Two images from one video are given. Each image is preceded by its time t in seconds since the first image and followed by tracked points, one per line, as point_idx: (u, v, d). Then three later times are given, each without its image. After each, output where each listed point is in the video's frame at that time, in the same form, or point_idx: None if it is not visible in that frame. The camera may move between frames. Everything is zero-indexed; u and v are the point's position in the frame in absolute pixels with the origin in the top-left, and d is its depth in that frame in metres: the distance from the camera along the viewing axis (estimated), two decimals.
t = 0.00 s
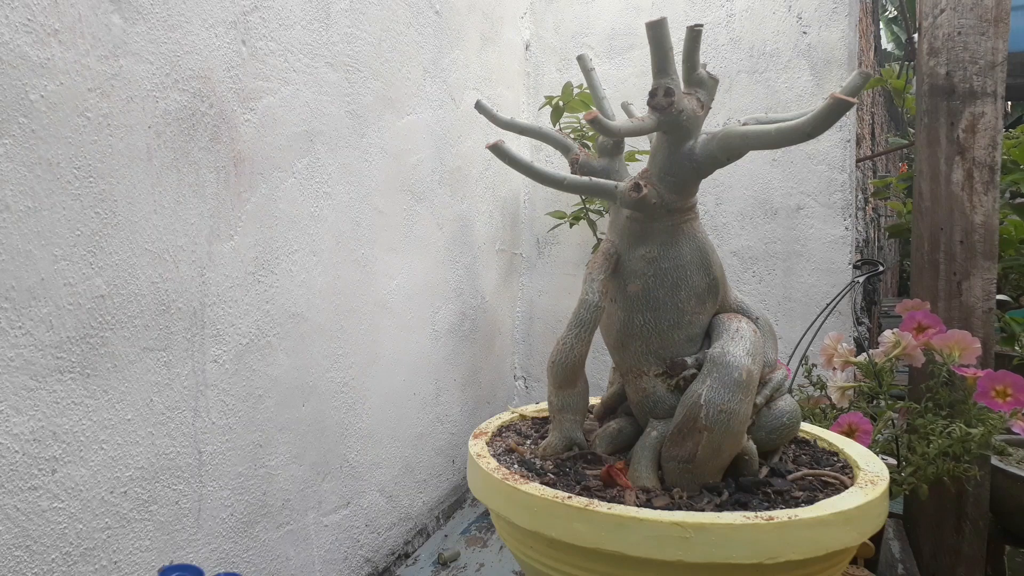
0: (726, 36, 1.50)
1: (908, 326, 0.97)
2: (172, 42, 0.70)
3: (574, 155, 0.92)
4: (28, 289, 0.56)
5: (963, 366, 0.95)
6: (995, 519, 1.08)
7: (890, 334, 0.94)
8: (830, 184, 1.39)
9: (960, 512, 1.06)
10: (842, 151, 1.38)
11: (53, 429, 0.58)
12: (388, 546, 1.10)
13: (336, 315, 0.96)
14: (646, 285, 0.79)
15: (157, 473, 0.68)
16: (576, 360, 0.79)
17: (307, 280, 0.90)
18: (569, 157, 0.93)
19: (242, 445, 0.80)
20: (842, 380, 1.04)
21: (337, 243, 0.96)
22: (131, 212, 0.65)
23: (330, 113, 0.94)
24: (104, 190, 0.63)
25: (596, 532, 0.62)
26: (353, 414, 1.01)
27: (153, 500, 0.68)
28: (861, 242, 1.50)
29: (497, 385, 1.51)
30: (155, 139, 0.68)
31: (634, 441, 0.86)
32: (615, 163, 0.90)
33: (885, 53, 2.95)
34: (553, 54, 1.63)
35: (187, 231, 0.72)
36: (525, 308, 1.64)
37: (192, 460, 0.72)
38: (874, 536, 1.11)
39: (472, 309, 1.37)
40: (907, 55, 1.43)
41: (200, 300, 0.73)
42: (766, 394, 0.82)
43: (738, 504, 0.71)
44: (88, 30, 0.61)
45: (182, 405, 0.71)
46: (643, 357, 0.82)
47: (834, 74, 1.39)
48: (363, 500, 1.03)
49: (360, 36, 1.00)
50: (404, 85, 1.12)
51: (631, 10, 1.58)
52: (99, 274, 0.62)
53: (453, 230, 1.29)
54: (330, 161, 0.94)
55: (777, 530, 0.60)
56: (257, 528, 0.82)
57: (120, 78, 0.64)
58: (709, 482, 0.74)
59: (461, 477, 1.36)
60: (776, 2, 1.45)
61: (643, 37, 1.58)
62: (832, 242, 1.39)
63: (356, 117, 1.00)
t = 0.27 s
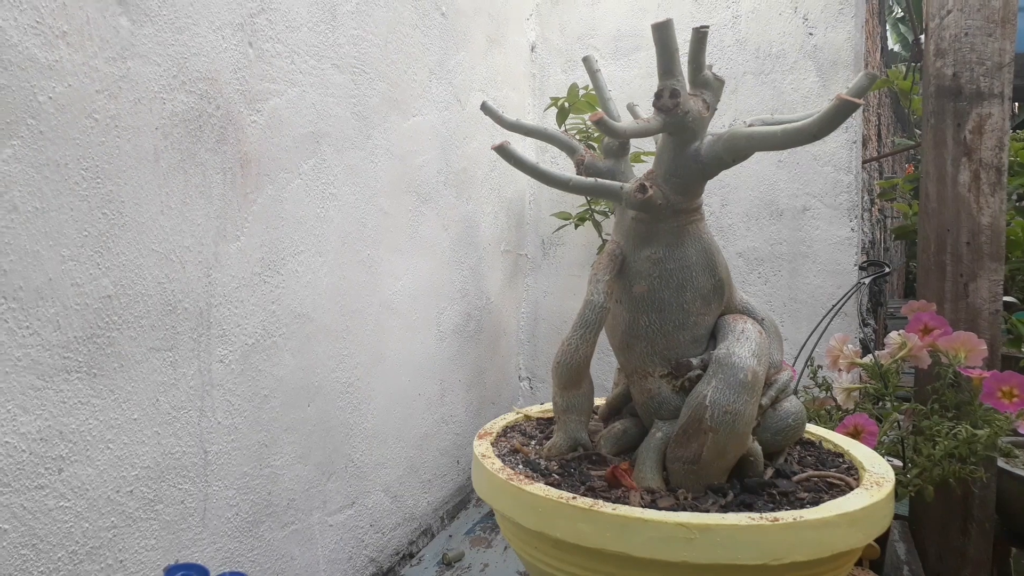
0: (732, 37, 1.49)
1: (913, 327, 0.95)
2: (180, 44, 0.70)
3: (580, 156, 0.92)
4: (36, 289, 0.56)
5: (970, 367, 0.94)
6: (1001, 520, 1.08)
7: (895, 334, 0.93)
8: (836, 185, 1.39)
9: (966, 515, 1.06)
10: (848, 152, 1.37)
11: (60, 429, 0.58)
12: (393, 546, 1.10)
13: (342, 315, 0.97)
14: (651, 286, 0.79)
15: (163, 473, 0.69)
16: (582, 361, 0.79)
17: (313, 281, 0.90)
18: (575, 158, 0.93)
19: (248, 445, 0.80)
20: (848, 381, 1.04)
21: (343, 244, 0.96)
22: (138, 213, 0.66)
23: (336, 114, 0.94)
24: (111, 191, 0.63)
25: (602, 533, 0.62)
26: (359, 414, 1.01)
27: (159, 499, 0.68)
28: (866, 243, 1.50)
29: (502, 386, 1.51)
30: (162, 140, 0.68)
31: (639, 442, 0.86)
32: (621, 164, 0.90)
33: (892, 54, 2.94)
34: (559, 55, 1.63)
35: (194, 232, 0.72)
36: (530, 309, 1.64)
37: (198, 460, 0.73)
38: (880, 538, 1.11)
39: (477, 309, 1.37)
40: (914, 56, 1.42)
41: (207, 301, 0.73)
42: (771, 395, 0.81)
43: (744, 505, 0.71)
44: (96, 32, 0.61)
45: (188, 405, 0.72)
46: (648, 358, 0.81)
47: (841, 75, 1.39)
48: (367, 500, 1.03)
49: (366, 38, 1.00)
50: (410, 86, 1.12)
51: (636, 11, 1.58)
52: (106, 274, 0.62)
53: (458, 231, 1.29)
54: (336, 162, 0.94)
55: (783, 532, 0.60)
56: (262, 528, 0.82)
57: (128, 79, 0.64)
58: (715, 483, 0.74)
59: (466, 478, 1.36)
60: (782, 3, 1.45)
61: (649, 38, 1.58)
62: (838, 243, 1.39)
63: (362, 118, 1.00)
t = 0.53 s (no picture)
0: (731, 36, 1.49)
1: (913, 327, 0.96)
2: (178, 42, 0.70)
3: (579, 155, 0.92)
4: (34, 289, 0.56)
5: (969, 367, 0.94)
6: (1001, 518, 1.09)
7: (895, 334, 0.93)
8: (835, 184, 1.39)
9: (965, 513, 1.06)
10: (847, 151, 1.37)
11: (58, 428, 0.58)
12: (392, 545, 1.10)
13: (341, 314, 0.96)
14: (650, 285, 0.79)
15: (162, 472, 0.68)
16: (581, 360, 0.79)
17: (312, 280, 0.90)
18: (574, 156, 0.93)
19: (247, 444, 0.80)
20: (847, 380, 1.04)
21: (342, 243, 0.96)
22: (137, 212, 0.65)
23: (335, 113, 0.94)
24: (110, 190, 0.63)
25: (601, 532, 0.62)
26: (358, 413, 1.01)
27: (158, 499, 0.68)
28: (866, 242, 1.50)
29: (501, 385, 1.51)
30: (161, 139, 0.68)
31: (638, 441, 0.86)
32: (620, 163, 0.90)
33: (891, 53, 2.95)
34: (557, 54, 1.63)
35: (193, 231, 0.72)
36: (529, 308, 1.64)
37: (197, 459, 0.73)
38: (879, 537, 1.11)
39: (476, 309, 1.37)
40: (913, 55, 1.42)
41: (205, 300, 0.73)
42: (771, 394, 0.81)
43: (743, 504, 0.71)
44: (94, 30, 0.61)
45: (187, 404, 0.71)
46: (648, 357, 0.81)
47: (839, 74, 1.39)
48: (367, 500, 1.03)
49: (365, 36, 1.00)
50: (409, 84, 1.12)
51: (635, 10, 1.58)
52: (104, 274, 0.62)
53: (458, 230, 1.29)
54: (335, 161, 0.94)
55: (783, 531, 0.60)
56: (261, 527, 0.82)
57: (126, 77, 0.64)
58: (714, 483, 0.74)
59: (465, 477, 1.36)
60: (781, 2, 1.45)
61: (648, 37, 1.58)
62: (837, 242, 1.39)
63: (361, 117, 1.00)
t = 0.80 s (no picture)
0: (731, 36, 1.49)
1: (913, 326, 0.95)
2: (178, 42, 0.70)
3: (579, 155, 0.92)
4: (34, 289, 0.56)
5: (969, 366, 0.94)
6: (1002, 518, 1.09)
7: (895, 334, 0.93)
8: (835, 184, 1.39)
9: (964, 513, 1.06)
10: (847, 151, 1.37)
11: (58, 428, 0.58)
12: (393, 545, 1.10)
13: (341, 314, 0.96)
14: (650, 285, 0.79)
15: (162, 472, 0.68)
16: (581, 360, 0.79)
17: (312, 280, 0.90)
18: (574, 156, 0.93)
19: (247, 444, 0.80)
20: (847, 380, 1.03)
21: (342, 243, 0.96)
22: (136, 212, 0.65)
23: (335, 113, 0.94)
24: (109, 190, 0.63)
25: (601, 532, 0.62)
26: (358, 413, 1.01)
27: (158, 499, 0.68)
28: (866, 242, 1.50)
29: (501, 385, 1.51)
30: (161, 139, 0.68)
31: (638, 441, 0.86)
32: (620, 163, 0.90)
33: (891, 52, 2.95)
34: (557, 54, 1.63)
35: (192, 231, 0.72)
36: (529, 308, 1.64)
37: (197, 459, 0.73)
38: (879, 538, 1.11)
39: (476, 308, 1.37)
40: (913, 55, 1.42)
41: (205, 300, 0.73)
42: (771, 394, 0.81)
43: (743, 504, 0.71)
44: (93, 30, 0.61)
45: (187, 404, 0.71)
46: (648, 357, 0.81)
47: (839, 74, 1.39)
48: (367, 500, 1.03)
49: (365, 36, 1.00)
50: (409, 84, 1.12)
51: (635, 10, 1.58)
52: (104, 274, 0.62)
53: (458, 230, 1.29)
54: (335, 161, 0.94)
55: (783, 530, 0.60)
56: (261, 527, 0.82)
57: (126, 78, 0.64)
58: (714, 483, 0.74)
59: (465, 477, 1.36)
60: (780, 1, 1.45)
61: (648, 37, 1.58)
62: (837, 242, 1.39)
63: (361, 117, 1.00)
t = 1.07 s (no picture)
0: (731, 36, 1.49)
1: (913, 326, 0.96)
2: (178, 42, 0.70)
3: (579, 155, 0.92)
4: (34, 289, 0.56)
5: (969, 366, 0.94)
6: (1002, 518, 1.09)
7: (895, 334, 0.93)
8: (835, 184, 1.39)
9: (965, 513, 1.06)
10: (847, 151, 1.38)
11: (58, 428, 0.58)
12: (393, 545, 1.10)
13: (341, 314, 0.96)
14: (650, 285, 0.79)
15: (163, 472, 0.68)
16: (582, 360, 0.79)
17: (312, 280, 0.90)
18: (574, 156, 0.93)
19: (247, 444, 0.80)
20: (847, 380, 1.03)
21: (342, 243, 0.96)
22: (137, 212, 0.65)
23: (335, 113, 0.94)
24: (110, 190, 0.63)
25: (601, 532, 0.62)
26: (358, 413, 1.01)
27: (158, 499, 0.68)
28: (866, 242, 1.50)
29: (502, 385, 1.51)
30: (161, 139, 0.68)
31: (638, 441, 0.86)
32: (620, 163, 0.90)
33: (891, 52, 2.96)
34: (558, 54, 1.63)
35: (193, 231, 0.72)
36: (530, 308, 1.64)
37: (197, 459, 0.73)
38: (879, 538, 1.11)
39: (476, 309, 1.37)
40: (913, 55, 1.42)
41: (205, 300, 0.73)
42: (771, 394, 0.81)
43: (743, 504, 0.71)
44: (94, 30, 0.61)
45: (188, 404, 0.71)
46: (648, 357, 0.81)
47: (840, 74, 1.39)
48: (367, 500, 1.03)
49: (365, 36, 1.00)
50: (409, 84, 1.12)
51: (635, 10, 1.58)
52: (105, 274, 0.62)
53: (458, 230, 1.29)
54: (335, 161, 0.94)
55: (783, 530, 0.60)
56: (261, 527, 0.82)
57: (126, 78, 0.64)
58: (714, 482, 0.74)
59: (465, 477, 1.36)
60: (781, 2, 1.45)
61: (648, 37, 1.58)
62: (837, 242, 1.39)
63: (361, 117, 1.00)
